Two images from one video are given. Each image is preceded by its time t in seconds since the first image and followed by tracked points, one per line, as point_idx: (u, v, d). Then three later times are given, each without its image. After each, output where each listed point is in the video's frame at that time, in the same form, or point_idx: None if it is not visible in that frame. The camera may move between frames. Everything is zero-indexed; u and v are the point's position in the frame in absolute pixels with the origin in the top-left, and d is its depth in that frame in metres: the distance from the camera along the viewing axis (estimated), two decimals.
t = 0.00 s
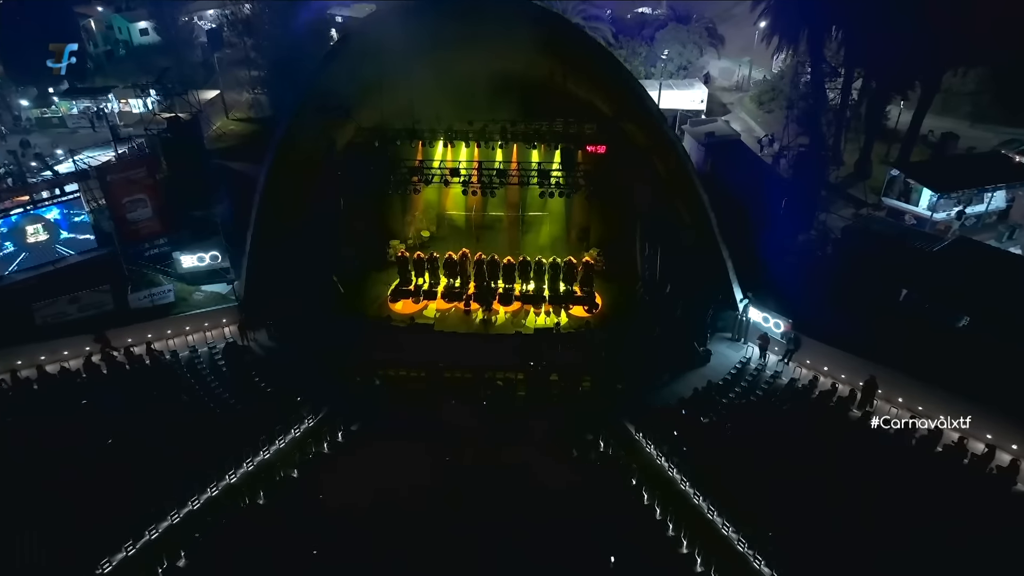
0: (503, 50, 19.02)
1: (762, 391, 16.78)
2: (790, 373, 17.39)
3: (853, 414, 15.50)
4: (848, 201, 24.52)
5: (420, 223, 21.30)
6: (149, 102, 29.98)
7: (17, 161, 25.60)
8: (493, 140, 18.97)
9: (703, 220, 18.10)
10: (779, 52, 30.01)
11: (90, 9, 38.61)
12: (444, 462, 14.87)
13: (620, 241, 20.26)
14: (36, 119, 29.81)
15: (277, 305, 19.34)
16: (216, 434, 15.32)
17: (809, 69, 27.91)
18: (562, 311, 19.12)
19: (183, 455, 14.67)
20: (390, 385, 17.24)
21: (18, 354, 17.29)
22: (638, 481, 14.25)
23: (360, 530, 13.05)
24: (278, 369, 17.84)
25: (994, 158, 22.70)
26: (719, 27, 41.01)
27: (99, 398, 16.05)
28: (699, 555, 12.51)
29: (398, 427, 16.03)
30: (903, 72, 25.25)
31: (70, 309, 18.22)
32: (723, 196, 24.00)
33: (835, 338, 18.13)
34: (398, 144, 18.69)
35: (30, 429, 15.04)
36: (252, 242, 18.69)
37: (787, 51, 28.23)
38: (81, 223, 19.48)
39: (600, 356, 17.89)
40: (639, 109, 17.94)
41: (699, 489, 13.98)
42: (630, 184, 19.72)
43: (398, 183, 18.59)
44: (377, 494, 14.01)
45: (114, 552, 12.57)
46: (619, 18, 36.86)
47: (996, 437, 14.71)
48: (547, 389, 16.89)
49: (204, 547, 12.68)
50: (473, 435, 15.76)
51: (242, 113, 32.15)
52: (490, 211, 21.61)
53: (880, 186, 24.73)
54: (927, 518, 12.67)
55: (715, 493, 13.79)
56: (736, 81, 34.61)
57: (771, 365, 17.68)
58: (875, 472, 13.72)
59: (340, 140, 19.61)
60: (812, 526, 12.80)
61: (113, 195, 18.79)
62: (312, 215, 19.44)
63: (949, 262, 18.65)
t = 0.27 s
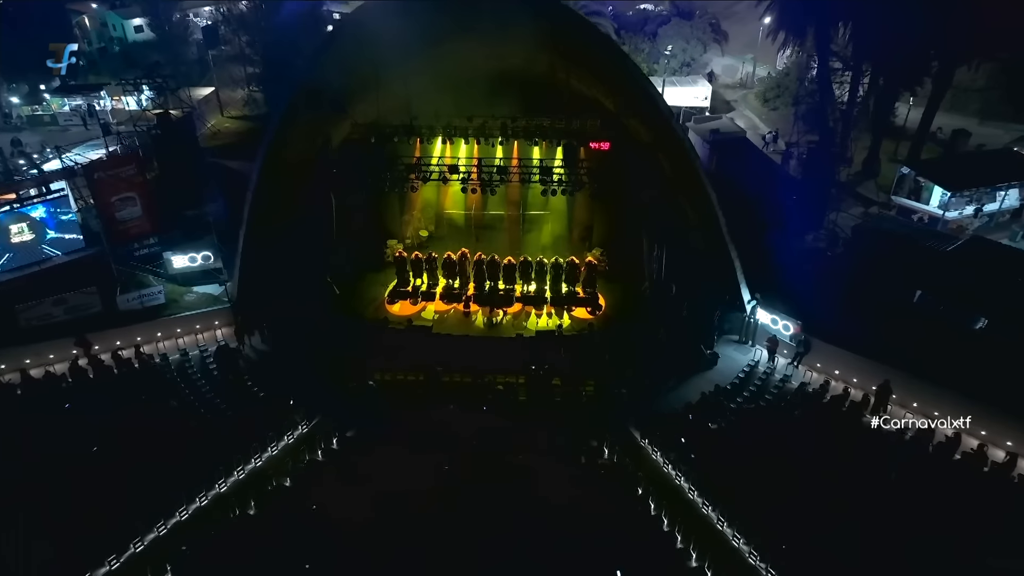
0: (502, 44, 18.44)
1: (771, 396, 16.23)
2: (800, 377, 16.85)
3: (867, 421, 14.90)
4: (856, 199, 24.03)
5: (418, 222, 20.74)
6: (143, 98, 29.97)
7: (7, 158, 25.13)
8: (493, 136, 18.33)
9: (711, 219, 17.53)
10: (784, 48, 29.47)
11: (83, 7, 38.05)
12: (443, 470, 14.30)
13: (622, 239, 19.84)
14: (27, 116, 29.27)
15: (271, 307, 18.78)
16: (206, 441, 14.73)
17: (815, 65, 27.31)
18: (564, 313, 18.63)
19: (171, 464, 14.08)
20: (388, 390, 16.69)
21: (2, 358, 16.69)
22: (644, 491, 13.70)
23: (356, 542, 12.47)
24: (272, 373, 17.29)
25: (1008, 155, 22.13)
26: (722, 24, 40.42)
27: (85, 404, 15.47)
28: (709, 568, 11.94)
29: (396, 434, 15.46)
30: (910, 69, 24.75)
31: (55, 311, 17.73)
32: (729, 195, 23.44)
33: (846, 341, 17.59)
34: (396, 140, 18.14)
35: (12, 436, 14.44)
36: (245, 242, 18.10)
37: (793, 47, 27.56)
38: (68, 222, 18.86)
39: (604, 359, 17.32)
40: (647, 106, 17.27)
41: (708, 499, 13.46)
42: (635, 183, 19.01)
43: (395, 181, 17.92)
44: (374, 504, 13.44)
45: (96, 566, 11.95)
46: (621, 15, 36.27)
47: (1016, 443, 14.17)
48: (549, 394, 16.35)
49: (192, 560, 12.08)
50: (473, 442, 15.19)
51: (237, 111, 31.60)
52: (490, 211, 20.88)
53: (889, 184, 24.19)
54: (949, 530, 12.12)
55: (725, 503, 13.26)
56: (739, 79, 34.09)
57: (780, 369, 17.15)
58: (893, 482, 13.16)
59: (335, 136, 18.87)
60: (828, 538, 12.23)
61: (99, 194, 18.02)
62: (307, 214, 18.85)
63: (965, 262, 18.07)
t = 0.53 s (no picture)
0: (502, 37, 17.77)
1: (780, 399, 15.78)
2: (809, 380, 16.38)
3: (878, 425, 14.45)
4: (863, 198, 23.60)
5: (416, 221, 20.34)
6: (138, 95, 29.47)
7: None
8: (493, 132, 17.83)
9: (718, 217, 17.02)
10: (788, 45, 29.00)
11: (81, 6, 37.94)
12: (443, 477, 13.81)
13: (624, 238, 19.46)
14: (19, 114, 28.75)
15: (266, 309, 18.30)
16: (197, 447, 14.23)
17: (821, 62, 26.84)
18: (566, 314, 18.17)
19: (160, 471, 13.60)
20: (385, 393, 16.21)
21: None
22: (650, 499, 13.17)
23: (352, 553, 11.96)
24: (267, 377, 16.82)
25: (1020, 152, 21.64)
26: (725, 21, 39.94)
27: (72, 407, 14.99)
28: None
29: (394, 439, 15.01)
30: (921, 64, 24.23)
31: (43, 313, 17.31)
32: (735, 194, 22.95)
33: (857, 343, 17.10)
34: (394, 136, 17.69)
35: None
36: (238, 242, 17.61)
37: (798, 43, 27.09)
38: (56, 220, 18.66)
39: (607, 361, 16.84)
40: (654, 101, 16.80)
41: (717, 507, 12.94)
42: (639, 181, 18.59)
43: (393, 178, 17.36)
44: (371, 513, 12.93)
45: None
46: (623, 11, 35.81)
47: None
48: (551, 398, 15.87)
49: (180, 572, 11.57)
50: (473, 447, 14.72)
51: (232, 109, 31.14)
52: (490, 210, 20.31)
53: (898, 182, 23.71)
54: (971, 542, 11.62)
55: (734, 511, 12.80)
56: (743, 76, 33.65)
57: (788, 372, 16.67)
58: (910, 490, 12.67)
59: (330, 133, 18.18)
60: (842, 548, 11.77)
61: (89, 192, 17.48)
62: (302, 212, 18.35)
63: (980, 262, 17.57)
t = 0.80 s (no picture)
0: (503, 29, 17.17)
1: (789, 403, 15.28)
2: (820, 383, 15.79)
3: (889, 430, 13.99)
4: (872, 195, 23.03)
5: (413, 220, 19.74)
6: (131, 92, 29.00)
7: None
8: (493, 128, 17.35)
9: (728, 213, 16.36)
10: (794, 40, 28.48)
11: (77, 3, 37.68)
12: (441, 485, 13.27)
13: (628, 237, 19.00)
14: (10, 111, 28.26)
15: (259, 310, 17.78)
16: (185, 454, 13.70)
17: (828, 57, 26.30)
18: (568, 315, 17.64)
19: (147, 479, 13.07)
20: (381, 397, 15.64)
21: None
22: (657, 508, 12.63)
23: (346, 565, 11.40)
24: (259, 381, 16.29)
25: None
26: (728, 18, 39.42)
27: (56, 412, 14.46)
28: None
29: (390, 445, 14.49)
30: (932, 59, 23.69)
31: (29, 314, 16.95)
32: (741, 192, 22.42)
33: (869, 345, 16.57)
34: (391, 132, 17.16)
35: None
36: (229, 241, 17.07)
37: (804, 38, 26.54)
38: (42, 219, 18.38)
39: (611, 364, 16.26)
40: (658, 91, 16.07)
41: (727, 517, 12.44)
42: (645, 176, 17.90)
43: (392, 174, 16.84)
44: (365, 523, 12.39)
45: None
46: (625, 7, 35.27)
47: None
48: (553, 402, 15.31)
49: None
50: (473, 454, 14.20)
51: (227, 106, 30.60)
52: (490, 208, 19.76)
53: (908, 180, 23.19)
54: (994, 554, 11.09)
55: (745, 522, 12.24)
56: (746, 73, 33.14)
57: (798, 375, 16.11)
58: (929, 499, 12.13)
59: (325, 129, 17.64)
60: (859, 562, 11.21)
61: (75, 189, 16.89)
62: (296, 210, 17.77)
63: (997, 261, 17.00)
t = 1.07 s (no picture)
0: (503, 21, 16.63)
1: (800, 408, 14.74)
2: (831, 387, 15.32)
3: (907, 436, 13.48)
4: (881, 193, 22.50)
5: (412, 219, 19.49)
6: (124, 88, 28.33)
7: None
8: (493, 123, 16.81)
9: (736, 211, 15.75)
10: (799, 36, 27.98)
11: None
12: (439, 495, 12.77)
13: (631, 236, 18.44)
14: None
15: (252, 312, 17.29)
16: (174, 462, 13.18)
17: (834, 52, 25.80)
18: (570, 317, 17.10)
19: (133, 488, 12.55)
20: (377, 402, 15.11)
21: None
22: (665, 518, 12.15)
23: None
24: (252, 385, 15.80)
25: None
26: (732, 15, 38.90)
27: (40, 417, 13.93)
28: None
29: (387, 452, 14.01)
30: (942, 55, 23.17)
31: (11, 315, 16.37)
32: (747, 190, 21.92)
33: (882, 347, 16.05)
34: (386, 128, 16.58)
35: None
36: (220, 242, 16.57)
37: (810, 34, 26.04)
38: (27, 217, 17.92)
39: (614, 368, 15.76)
40: (664, 82, 15.32)
41: (737, 527, 11.95)
42: (650, 173, 17.30)
43: (390, 171, 16.38)
44: (361, 535, 11.90)
45: None
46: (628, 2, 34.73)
47: None
48: (555, 408, 14.76)
49: None
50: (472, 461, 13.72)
51: (222, 103, 30.08)
52: (490, 206, 19.29)
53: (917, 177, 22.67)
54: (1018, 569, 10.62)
55: (757, 533, 11.75)
56: (750, 70, 32.63)
57: (808, 378, 15.60)
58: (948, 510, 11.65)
59: (321, 125, 17.04)
60: None
61: (61, 187, 16.37)
62: (290, 209, 17.25)
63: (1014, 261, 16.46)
